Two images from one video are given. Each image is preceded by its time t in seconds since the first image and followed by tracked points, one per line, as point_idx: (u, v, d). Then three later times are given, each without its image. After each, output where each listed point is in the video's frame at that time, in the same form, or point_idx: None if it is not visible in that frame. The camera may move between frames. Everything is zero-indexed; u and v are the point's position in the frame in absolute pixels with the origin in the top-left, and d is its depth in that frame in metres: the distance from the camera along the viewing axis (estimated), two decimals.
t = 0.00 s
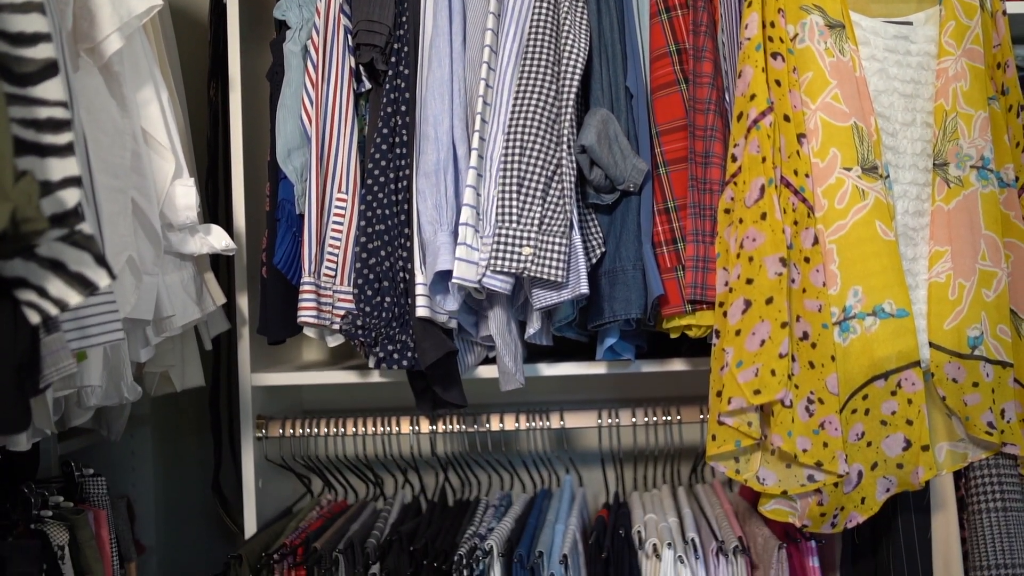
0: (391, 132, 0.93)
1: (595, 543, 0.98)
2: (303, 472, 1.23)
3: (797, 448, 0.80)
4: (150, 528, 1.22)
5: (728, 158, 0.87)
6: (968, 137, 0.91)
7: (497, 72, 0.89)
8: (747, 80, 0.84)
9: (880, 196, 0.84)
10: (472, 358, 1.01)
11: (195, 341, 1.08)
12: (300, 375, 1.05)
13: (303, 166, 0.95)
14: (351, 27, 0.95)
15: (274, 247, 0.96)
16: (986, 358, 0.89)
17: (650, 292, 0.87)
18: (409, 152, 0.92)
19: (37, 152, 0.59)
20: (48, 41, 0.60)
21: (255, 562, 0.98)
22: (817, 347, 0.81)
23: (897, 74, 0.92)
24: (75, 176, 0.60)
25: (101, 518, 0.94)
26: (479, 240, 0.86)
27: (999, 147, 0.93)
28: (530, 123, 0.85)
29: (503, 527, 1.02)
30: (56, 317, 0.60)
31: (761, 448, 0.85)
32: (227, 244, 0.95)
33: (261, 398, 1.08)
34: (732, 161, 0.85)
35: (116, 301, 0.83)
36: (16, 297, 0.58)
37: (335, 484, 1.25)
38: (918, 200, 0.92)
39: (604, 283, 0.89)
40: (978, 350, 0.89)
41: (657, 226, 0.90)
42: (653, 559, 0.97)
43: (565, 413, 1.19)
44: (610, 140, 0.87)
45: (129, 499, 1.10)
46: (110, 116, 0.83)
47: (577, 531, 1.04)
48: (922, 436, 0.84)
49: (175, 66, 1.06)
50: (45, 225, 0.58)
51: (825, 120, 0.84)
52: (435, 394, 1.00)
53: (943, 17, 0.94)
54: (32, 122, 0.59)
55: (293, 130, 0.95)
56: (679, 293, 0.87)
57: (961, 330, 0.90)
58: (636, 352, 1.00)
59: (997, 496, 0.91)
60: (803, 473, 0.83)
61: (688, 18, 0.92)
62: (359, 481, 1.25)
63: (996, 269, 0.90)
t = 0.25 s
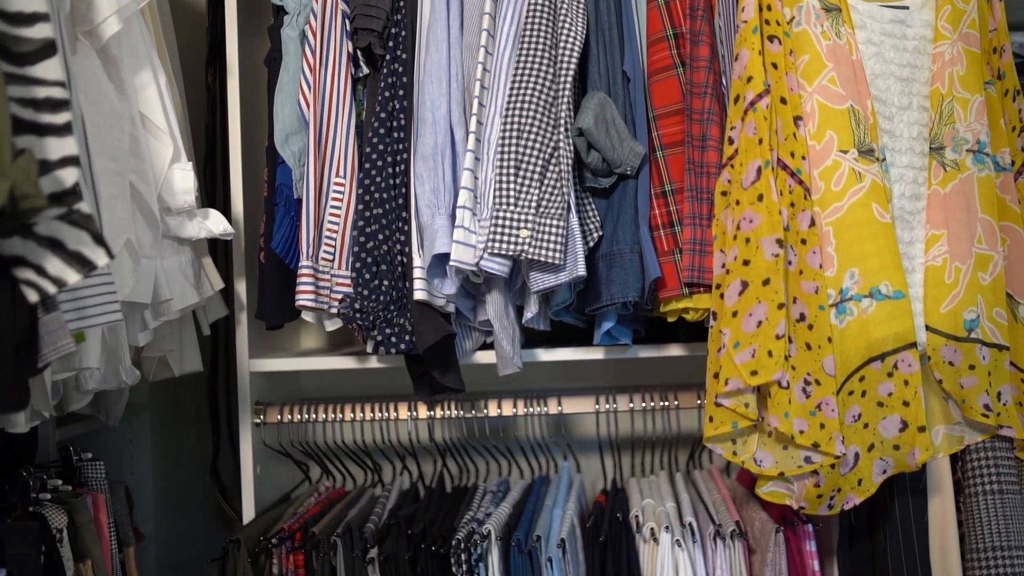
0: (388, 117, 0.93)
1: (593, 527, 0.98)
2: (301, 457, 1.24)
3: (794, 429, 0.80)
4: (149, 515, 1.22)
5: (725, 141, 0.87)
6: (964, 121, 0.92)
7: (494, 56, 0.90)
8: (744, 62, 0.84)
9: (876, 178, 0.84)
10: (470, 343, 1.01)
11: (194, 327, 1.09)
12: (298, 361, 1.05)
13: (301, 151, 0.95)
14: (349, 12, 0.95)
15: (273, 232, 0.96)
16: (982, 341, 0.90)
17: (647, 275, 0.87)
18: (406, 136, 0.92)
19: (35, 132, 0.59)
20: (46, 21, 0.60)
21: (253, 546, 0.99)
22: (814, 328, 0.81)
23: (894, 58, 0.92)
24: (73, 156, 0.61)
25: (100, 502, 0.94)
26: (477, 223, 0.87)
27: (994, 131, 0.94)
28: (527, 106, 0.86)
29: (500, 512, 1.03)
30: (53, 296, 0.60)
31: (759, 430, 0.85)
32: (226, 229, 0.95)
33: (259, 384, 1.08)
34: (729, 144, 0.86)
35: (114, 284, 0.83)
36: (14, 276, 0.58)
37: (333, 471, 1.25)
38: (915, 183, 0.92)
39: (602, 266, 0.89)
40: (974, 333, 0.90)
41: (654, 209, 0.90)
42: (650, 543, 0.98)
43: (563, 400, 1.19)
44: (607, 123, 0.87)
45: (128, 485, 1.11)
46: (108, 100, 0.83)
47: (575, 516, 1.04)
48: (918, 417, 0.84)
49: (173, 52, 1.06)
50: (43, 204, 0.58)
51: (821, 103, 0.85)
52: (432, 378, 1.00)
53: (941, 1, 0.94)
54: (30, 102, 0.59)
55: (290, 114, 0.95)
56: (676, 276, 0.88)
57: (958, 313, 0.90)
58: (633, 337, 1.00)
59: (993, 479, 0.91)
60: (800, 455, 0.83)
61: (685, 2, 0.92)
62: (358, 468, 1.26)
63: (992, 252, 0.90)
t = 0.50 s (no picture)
0: (388, 101, 0.93)
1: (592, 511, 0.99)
2: (301, 444, 1.24)
3: (792, 411, 0.81)
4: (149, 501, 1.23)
5: (724, 124, 0.87)
6: (963, 105, 0.92)
7: (493, 40, 0.90)
8: (743, 45, 0.84)
9: (875, 162, 0.84)
10: (470, 329, 1.02)
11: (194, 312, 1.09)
12: (297, 346, 1.06)
13: (301, 135, 0.95)
14: None
15: (273, 216, 0.96)
16: (980, 325, 0.90)
17: (646, 258, 0.87)
18: (406, 120, 0.92)
19: (36, 111, 0.59)
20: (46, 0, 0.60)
21: (253, 530, 0.99)
22: (813, 311, 0.82)
23: (893, 42, 0.92)
24: (72, 135, 0.60)
25: (100, 485, 0.94)
26: (476, 206, 0.87)
27: (993, 115, 0.94)
28: (526, 89, 0.86)
29: (499, 497, 1.03)
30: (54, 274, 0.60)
31: (757, 413, 0.85)
32: (225, 213, 0.95)
33: (259, 370, 1.08)
34: (728, 127, 0.85)
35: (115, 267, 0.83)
36: (15, 254, 0.58)
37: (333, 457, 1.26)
38: (913, 167, 0.92)
39: (601, 250, 0.89)
40: (972, 317, 0.90)
41: (653, 193, 0.90)
42: (650, 528, 0.99)
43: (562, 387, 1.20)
44: (606, 107, 0.87)
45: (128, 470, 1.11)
46: (109, 83, 0.84)
47: (574, 501, 1.05)
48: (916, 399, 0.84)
49: (173, 38, 1.06)
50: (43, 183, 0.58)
51: (820, 86, 0.85)
52: (431, 363, 1.01)
53: None
54: (31, 81, 0.59)
55: (291, 99, 0.95)
56: (674, 260, 0.88)
57: (956, 297, 0.90)
58: (632, 323, 1.00)
59: (991, 463, 0.91)
60: (798, 437, 0.83)
61: None
62: (358, 454, 1.26)
63: (990, 236, 0.91)
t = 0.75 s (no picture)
0: (386, 83, 0.94)
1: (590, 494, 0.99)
2: (299, 428, 1.25)
3: (789, 390, 0.81)
4: (149, 485, 1.23)
5: (721, 105, 0.88)
6: (960, 89, 0.92)
7: (492, 23, 0.91)
8: (741, 26, 0.84)
9: (872, 143, 0.85)
10: (468, 312, 1.03)
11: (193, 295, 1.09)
12: (296, 330, 1.06)
13: (300, 118, 0.95)
14: None
15: (271, 198, 0.96)
16: (977, 307, 0.90)
17: (643, 239, 0.87)
18: (405, 102, 0.93)
19: (35, 87, 0.58)
20: None
21: (251, 512, 1.00)
22: (810, 291, 0.82)
23: (890, 25, 0.92)
24: (72, 111, 0.59)
25: (99, 466, 0.95)
26: (474, 187, 0.87)
27: (990, 98, 0.94)
28: (525, 70, 0.86)
29: (497, 480, 1.03)
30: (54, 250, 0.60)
31: (755, 393, 0.86)
32: (225, 194, 0.95)
33: (258, 353, 1.08)
34: (725, 108, 0.86)
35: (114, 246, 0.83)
36: (13, 229, 0.58)
37: (330, 442, 1.26)
38: (910, 150, 0.92)
39: (599, 232, 0.90)
40: (970, 299, 0.90)
41: (651, 175, 0.90)
42: (648, 510, 0.99)
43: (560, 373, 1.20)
44: (604, 89, 0.87)
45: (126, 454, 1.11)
46: (109, 64, 0.84)
47: (572, 485, 1.05)
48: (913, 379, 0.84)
49: (173, 22, 1.06)
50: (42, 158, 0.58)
51: (818, 68, 0.85)
52: (430, 347, 1.01)
53: None
54: (30, 57, 0.58)
55: (290, 81, 0.95)
56: (672, 241, 0.88)
57: (953, 279, 0.90)
58: (629, 306, 1.01)
59: (988, 445, 0.92)
60: (795, 417, 0.83)
61: None
62: (356, 440, 1.26)
63: (987, 219, 0.91)
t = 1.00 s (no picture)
0: (386, 66, 0.94)
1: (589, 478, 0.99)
2: (298, 414, 1.25)
3: (788, 370, 0.81)
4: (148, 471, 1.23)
5: (720, 87, 0.89)
6: (958, 72, 0.93)
7: (492, 7, 0.91)
8: (739, 10, 0.86)
9: (870, 125, 0.85)
10: (468, 297, 1.03)
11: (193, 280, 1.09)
12: (296, 314, 1.06)
13: (300, 101, 0.96)
14: None
15: (271, 181, 0.97)
16: (974, 290, 0.90)
17: (642, 221, 0.87)
18: (404, 85, 0.93)
19: (36, 63, 0.58)
20: None
21: (250, 495, 1.00)
22: (808, 271, 0.82)
23: (888, 8, 0.93)
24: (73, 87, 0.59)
25: (99, 449, 0.95)
26: (474, 169, 0.87)
27: (988, 82, 0.95)
28: (524, 52, 0.86)
29: (497, 465, 1.04)
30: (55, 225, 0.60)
31: (753, 374, 0.86)
32: (225, 177, 0.96)
33: (257, 338, 1.09)
34: (724, 90, 0.87)
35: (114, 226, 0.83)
36: (14, 204, 0.57)
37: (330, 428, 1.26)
38: (909, 133, 0.92)
39: (598, 214, 0.90)
40: (967, 281, 0.90)
41: (650, 157, 0.90)
42: (646, 494, 0.99)
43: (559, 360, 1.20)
44: (603, 71, 0.87)
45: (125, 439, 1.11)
46: (108, 45, 0.83)
47: (571, 469, 1.05)
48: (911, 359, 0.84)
49: (173, 7, 1.07)
50: (43, 133, 0.58)
51: (816, 49, 0.86)
52: (429, 332, 1.02)
53: None
54: (31, 33, 0.58)
55: (289, 65, 0.95)
56: (671, 223, 0.88)
57: (951, 262, 0.90)
58: (629, 290, 1.01)
59: (986, 427, 0.92)
60: (793, 398, 0.83)
61: None
62: (355, 427, 1.27)
63: (985, 202, 0.91)
